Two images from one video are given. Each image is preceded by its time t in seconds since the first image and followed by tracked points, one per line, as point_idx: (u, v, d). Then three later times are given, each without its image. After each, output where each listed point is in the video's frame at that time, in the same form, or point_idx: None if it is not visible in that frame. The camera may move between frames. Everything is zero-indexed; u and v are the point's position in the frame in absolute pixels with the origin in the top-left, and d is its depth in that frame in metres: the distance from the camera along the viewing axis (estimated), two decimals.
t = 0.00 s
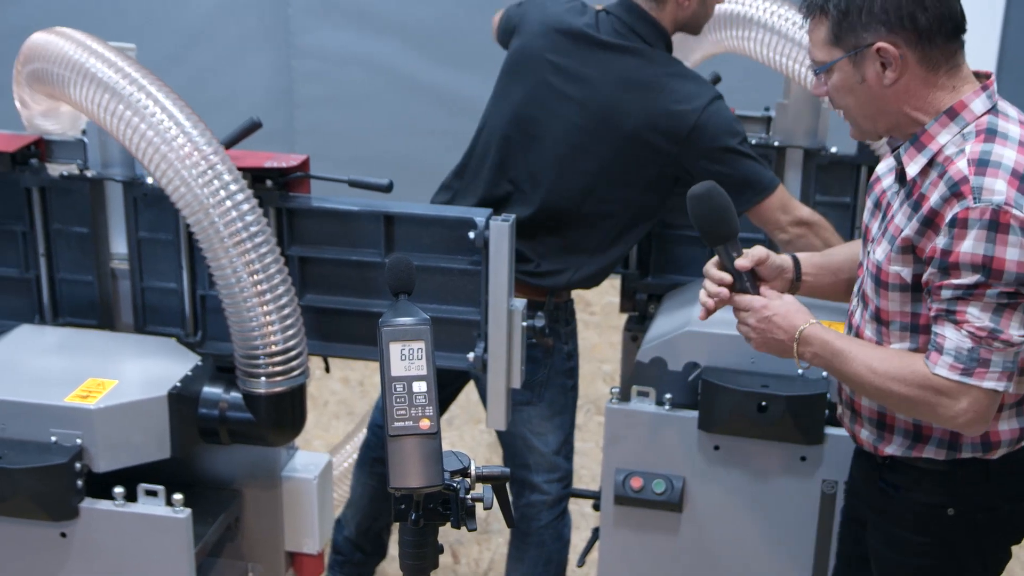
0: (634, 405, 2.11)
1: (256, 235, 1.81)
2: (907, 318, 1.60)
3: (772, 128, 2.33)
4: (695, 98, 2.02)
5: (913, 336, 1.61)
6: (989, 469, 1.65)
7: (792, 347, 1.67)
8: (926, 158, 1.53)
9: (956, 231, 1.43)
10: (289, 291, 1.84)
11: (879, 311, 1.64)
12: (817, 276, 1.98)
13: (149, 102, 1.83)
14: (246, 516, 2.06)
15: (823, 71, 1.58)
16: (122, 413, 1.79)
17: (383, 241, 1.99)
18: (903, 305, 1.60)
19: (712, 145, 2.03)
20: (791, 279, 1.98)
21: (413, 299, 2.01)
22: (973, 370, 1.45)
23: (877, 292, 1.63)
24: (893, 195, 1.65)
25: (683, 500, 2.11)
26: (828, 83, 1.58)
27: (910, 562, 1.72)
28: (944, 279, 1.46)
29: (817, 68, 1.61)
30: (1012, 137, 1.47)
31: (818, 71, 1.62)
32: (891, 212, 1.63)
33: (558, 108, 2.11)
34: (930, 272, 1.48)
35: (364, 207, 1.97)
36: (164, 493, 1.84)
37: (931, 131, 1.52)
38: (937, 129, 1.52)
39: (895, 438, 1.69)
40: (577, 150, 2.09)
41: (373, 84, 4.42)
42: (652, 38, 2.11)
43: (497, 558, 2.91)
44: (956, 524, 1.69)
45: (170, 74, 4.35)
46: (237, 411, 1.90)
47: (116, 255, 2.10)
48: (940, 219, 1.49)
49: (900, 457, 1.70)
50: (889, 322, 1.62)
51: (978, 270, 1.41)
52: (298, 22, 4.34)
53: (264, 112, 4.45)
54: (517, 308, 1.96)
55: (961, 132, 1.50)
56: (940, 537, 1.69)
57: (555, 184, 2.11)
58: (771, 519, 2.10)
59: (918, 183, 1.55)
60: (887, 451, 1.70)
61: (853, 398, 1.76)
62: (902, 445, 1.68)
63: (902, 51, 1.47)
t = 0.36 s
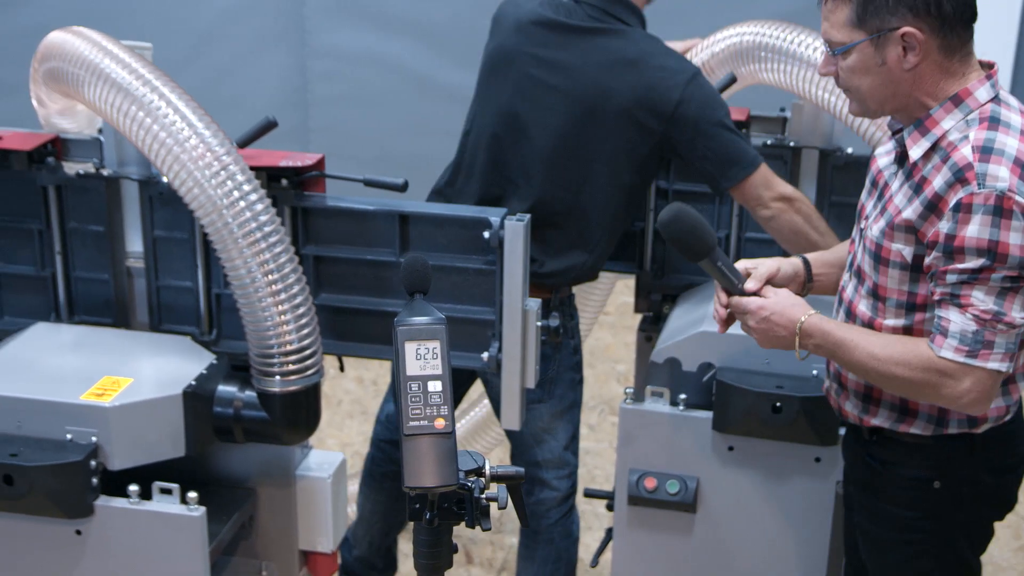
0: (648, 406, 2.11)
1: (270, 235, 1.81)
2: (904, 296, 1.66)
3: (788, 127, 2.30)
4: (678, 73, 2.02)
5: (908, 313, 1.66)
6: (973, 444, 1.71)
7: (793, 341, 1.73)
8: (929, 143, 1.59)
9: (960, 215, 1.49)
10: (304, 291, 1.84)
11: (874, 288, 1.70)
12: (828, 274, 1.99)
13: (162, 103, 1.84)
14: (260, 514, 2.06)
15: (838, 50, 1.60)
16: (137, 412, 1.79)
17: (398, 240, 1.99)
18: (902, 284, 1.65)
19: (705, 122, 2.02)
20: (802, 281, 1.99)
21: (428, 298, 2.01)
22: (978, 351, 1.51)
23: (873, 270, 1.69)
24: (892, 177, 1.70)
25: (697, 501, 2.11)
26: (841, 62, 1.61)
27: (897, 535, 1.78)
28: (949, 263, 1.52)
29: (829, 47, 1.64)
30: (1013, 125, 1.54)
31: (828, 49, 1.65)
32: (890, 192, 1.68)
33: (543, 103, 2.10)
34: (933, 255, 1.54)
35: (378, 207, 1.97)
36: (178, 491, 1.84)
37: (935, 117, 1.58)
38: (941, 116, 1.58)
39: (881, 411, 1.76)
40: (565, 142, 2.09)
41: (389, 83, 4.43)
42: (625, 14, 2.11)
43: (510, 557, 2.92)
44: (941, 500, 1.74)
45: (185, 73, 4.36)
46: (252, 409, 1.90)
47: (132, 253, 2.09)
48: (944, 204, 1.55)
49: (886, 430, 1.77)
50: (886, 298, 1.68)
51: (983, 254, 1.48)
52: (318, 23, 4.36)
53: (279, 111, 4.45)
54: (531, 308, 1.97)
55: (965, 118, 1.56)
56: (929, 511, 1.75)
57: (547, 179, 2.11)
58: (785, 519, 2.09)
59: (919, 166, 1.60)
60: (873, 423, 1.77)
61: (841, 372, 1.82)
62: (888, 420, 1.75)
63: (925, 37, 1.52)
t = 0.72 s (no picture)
0: (661, 407, 2.10)
1: (282, 235, 1.81)
2: (898, 286, 1.69)
3: (800, 127, 2.28)
4: (581, 43, 2.18)
5: (901, 304, 1.70)
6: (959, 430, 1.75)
7: (823, 404, 1.69)
8: (913, 138, 1.64)
9: (965, 208, 1.53)
10: (315, 290, 1.84)
11: (863, 279, 1.73)
12: (788, 294, 2.04)
13: (173, 103, 1.84)
14: (271, 513, 2.06)
15: (814, 58, 1.64)
16: (148, 411, 1.79)
17: (411, 240, 1.99)
18: (896, 276, 1.68)
19: (612, 86, 2.19)
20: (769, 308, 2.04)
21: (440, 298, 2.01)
22: (1017, 333, 1.54)
23: (863, 263, 1.71)
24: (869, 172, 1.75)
25: (708, 501, 2.11)
26: (818, 69, 1.65)
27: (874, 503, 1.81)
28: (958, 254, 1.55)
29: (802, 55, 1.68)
30: (994, 117, 1.61)
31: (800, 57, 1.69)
32: (870, 187, 1.72)
33: (461, 90, 2.25)
34: (940, 250, 1.56)
35: (391, 207, 1.97)
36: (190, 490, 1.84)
37: (916, 112, 1.64)
38: (923, 113, 1.63)
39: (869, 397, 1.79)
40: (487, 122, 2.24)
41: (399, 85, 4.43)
42: None
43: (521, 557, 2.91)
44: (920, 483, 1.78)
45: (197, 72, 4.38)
46: (263, 408, 1.90)
47: (144, 253, 2.11)
48: (941, 199, 1.58)
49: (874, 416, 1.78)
50: (879, 289, 1.71)
51: (1000, 242, 1.51)
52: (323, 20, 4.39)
53: (291, 109, 4.44)
54: (543, 309, 1.96)
55: (945, 112, 1.62)
56: (910, 491, 1.78)
57: (484, 156, 2.27)
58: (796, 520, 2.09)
59: (908, 163, 1.64)
60: (860, 409, 1.78)
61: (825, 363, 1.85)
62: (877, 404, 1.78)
63: (906, 39, 1.58)
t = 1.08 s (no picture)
0: (672, 406, 2.10)
1: (296, 233, 1.81)
2: (855, 303, 1.62)
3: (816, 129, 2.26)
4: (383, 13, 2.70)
5: (858, 320, 1.63)
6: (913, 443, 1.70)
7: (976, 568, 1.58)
8: (861, 151, 1.58)
9: (928, 220, 1.47)
10: (328, 287, 1.84)
11: (818, 297, 1.66)
12: (704, 310, 1.95)
13: (188, 101, 1.84)
14: (283, 510, 2.07)
15: (750, 77, 1.60)
16: (162, 409, 1.80)
17: (423, 238, 2.00)
18: (854, 292, 1.62)
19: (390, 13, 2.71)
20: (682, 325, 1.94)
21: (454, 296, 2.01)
22: (1010, 335, 1.47)
23: (819, 281, 1.65)
24: (817, 187, 1.68)
25: (720, 500, 2.10)
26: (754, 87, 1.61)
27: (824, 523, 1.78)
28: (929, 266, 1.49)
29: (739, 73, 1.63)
30: (941, 124, 1.55)
31: (737, 76, 1.64)
32: (819, 203, 1.66)
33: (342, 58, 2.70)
34: (908, 264, 1.50)
35: (404, 205, 1.97)
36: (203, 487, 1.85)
37: (862, 125, 1.58)
38: (869, 125, 1.58)
39: (826, 415, 1.74)
40: (344, 89, 2.71)
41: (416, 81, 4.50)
42: None
43: (532, 555, 2.91)
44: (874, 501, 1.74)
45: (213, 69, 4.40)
46: (276, 406, 1.90)
47: (158, 250, 2.11)
48: (899, 213, 1.52)
49: (830, 436, 1.74)
50: (836, 306, 1.65)
51: (971, 246, 1.45)
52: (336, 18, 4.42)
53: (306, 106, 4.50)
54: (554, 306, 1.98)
55: (892, 122, 1.57)
56: (864, 509, 1.74)
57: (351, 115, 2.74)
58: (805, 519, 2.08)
59: (858, 177, 1.59)
60: (820, 427, 1.74)
61: (780, 383, 1.78)
62: (834, 423, 1.72)
63: (842, 54, 1.53)
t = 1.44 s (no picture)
0: (689, 402, 2.10)
1: (313, 226, 1.81)
2: (815, 308, 1.54)
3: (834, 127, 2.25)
4: None
5: (817, 327, 1.55)
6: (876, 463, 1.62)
7: None
8: (824, 149, 1.49)
9: (885, 219, 1.39)
10: (345, 281, 1.84)
11: (775, 304, 1.58)
12: (633, 304, 1.89)
13: (207, 94, 1.85)
14: (298, 504, 2.08)
15: (706, 73, 1.52)
16: (179, 402, 1.80)
17: (440, 233, 2.00)
18: (813, 298, 1.53)
19: None
20: (606, 321, 1.89)
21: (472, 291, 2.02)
22: (955, 349, 1.39)
23: (776, 287, 1.57)
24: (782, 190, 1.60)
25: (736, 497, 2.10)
26: (712, 82, 1.53)
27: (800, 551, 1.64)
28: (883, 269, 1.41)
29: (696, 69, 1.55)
30: (907, 124, 1.47)
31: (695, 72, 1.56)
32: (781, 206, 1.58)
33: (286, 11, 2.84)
34: (861, 266, 1.42)
35: (421, 200, 1.98)
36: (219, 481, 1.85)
37: (825, 122, 1.50)
38: (831, 122, 1.49)
39: (790, 426, 1.64)
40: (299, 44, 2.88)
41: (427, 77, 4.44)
42: None
43: (547, 550, 2.91)
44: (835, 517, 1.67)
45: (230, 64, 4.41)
46: (293, 400, 1.90)
47: (176, 243, 2.11)
48: (856, 212, 1.44)
49: (794, 449, 1.65)
50: (795, 313, 1.56)
51: (925, 250, 1.37)
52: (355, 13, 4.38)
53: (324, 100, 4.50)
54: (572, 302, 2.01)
55: (857, 121, 1.48)
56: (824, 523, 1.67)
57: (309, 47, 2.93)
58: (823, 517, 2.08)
59: (819, 175, 1.50)
60: (783, 440, 1.65)
61: (743, 396, 1.69)
62: (798, 435, 1.63)
63: (794, 48, 1.44)
